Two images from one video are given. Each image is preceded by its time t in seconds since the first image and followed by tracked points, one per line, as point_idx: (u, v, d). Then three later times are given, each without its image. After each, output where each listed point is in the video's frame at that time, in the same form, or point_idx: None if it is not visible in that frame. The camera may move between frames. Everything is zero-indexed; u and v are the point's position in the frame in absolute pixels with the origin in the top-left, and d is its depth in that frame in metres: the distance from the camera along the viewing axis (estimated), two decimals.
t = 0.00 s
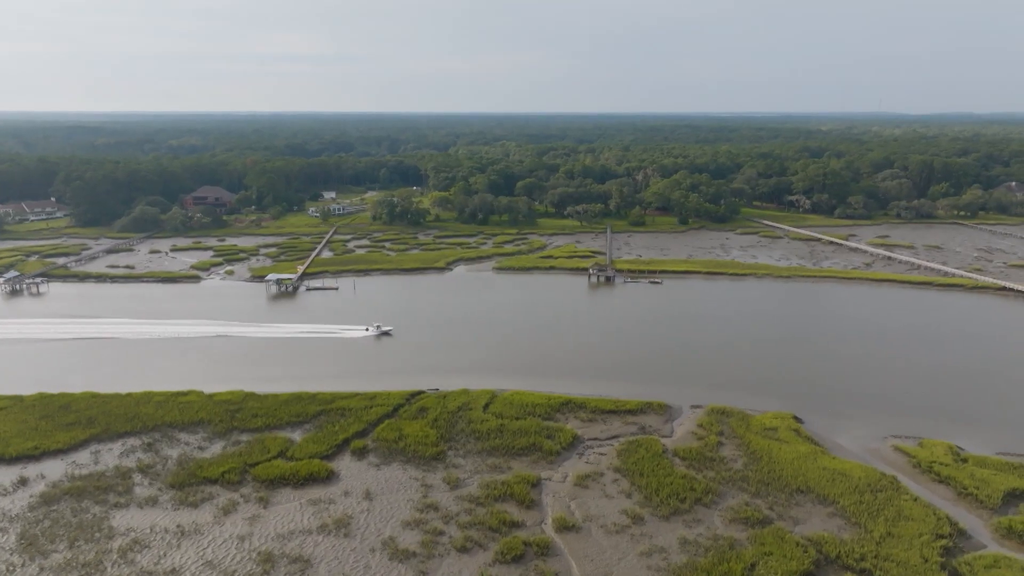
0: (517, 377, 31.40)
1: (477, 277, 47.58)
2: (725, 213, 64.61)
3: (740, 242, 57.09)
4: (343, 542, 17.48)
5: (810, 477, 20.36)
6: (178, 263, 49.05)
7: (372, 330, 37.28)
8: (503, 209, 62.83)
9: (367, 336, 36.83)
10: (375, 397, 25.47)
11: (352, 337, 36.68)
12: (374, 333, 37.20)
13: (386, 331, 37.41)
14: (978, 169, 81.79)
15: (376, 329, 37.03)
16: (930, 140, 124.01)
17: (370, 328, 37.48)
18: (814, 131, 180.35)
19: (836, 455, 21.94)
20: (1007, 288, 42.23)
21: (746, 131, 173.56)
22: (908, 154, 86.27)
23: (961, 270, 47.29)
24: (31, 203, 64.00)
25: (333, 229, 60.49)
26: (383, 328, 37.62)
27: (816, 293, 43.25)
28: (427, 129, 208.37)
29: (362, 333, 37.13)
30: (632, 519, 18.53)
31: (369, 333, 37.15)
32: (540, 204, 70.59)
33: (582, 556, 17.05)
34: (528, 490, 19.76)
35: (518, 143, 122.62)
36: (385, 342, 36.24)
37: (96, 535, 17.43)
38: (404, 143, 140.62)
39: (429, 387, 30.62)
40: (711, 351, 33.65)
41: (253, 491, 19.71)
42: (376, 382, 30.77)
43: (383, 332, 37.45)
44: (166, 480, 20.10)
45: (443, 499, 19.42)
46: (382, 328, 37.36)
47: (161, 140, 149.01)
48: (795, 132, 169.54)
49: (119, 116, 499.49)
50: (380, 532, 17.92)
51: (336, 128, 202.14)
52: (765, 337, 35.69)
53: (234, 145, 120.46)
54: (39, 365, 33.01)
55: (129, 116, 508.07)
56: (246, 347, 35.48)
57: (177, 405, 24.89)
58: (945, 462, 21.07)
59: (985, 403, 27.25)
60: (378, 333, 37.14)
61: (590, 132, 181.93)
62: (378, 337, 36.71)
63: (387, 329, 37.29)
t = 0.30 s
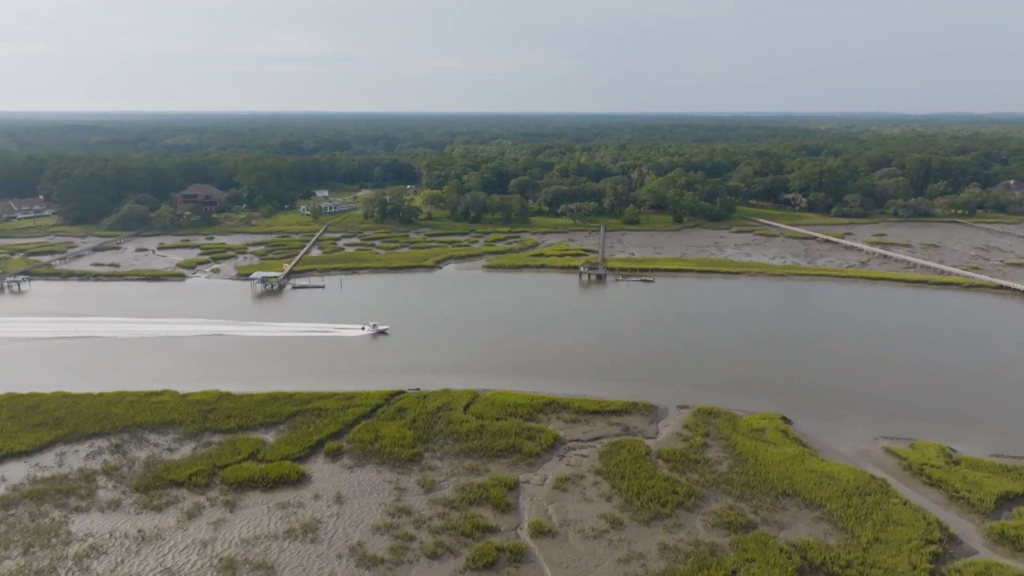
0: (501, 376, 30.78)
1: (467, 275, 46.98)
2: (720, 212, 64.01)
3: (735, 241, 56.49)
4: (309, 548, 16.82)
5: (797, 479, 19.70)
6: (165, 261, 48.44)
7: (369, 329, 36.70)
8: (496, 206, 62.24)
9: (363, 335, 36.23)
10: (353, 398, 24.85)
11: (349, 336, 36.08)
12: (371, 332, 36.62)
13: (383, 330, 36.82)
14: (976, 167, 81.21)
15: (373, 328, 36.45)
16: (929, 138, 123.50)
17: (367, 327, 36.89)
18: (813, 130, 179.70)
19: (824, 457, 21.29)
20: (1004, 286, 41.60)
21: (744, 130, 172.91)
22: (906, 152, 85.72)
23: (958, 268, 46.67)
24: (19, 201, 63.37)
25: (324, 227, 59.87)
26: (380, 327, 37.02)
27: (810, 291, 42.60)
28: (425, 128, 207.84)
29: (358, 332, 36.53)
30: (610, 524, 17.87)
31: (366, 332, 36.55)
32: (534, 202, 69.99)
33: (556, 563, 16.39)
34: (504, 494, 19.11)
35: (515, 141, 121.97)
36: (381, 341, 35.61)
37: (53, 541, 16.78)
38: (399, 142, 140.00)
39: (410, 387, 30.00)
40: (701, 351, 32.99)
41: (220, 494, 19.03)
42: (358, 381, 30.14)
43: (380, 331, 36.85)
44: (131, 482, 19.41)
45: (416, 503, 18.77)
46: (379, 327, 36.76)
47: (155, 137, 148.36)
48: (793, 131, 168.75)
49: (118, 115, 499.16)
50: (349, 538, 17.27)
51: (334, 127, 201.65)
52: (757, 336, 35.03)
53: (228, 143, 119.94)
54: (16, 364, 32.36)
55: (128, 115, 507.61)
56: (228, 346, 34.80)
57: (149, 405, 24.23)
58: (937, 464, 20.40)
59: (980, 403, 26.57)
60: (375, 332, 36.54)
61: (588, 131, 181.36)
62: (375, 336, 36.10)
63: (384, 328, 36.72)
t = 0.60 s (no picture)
0: (484, 376, 30.13)
1: (456, 273, 46.29)
2: (714, 210, 63.29)
3: (729, 239, 55.77)
4: (271, 555, 16.11)
5: (782, 483, 19.01)
6: (149, 259, 47.73)
7: (365, 327, 35.92)
8: (487, 205, 61.52)
9: (359, 335, 35.47)
10: (329, 398, 24.16)
11: (344, 335, 35.32)
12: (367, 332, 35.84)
13: (379, 329, 36.05)
14: (975, 166, 80.44)
15: (368, 327, 35.68)
16: (927, 137, 122.70)
17: (362, 326, 36.11)
18: (812, 129, 178.73)
19: (811, 459, 20.60)
20: (1001, 284, 40.90)
21: (744, 130, 171.97)
22: (904, 151, 84.95)
23: (954, 266, 45.97)
24: (6, 199, 62.65)
25: (313, 225, 59.15)
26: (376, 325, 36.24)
27: (804, 290, 41.89)
28: (423, 127, 207.15)
29: (354, 332, 35.77)
30: (586, 529, 17.18)
31: (362, 331, 35.78)
32: (527, 200, 69.27)
33: (527, 570, 15.70)
34: (478, 497, 18.42)
35: (511, 140, 121.15)
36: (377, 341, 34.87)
37: (3, 547, 16.11)
38: (394, 140, 139.13)
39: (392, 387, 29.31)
40: (691, 351, 32.31)
41: (183, 498, 18.30)
42: (338, 381, 29.45)
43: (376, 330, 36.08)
44: (91, 486, 18.71)
45: (386, 507, 18.07)
46: (375, 326, 35.98)
47: (149, 136, 147.76)
48: (792, 130, 167.74)
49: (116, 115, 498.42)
50: (313, 544, 16.57)
51: (332, 126, 200.93)
52: (747, 335, 34.35)
53: (222, 142, 119.04)
54: None
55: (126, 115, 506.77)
56: (208, 345, 34.09)
57: (118, 405, 23.53)
58: (928, 467, 19.71)
59: (974, 404, 25.84)
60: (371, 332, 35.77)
61: (586, 130, 180.64)
62: (371, 336, 35.34)
63: (380, 328, 35.95)
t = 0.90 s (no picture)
0: (468, 375, 29.51)
1: (445, 271, 45.63)
2: (710, 208, 62.60)
3: (724, 237, 55.11)
4: (231, 562, 15.44)
5: (768, 486, 18.34)
6: (135, 257, 47.07)
7: (360, 327, 35.31)
8: (480, 202, 60.86)
9: (355, 334, 34.85)
10: (307, 398, 23.50)
11: (339, 334, 34.69)
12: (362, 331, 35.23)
13: (376, 328, 35.43)
14: (973, 164, 79.83)
15: (364, 326, 35.07)
16: (926, 135, 121.88)
17: (358, 325, 35.51)
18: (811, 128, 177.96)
19: (798, 461, 19.92)
20: (998, 283, 40.24)
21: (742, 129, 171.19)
22: (902, 149, 84.32)
23: (951, 265, 45.30)
24: None
25: (303, 223, 58.51)
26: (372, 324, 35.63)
27: (798, 288, 41.22)
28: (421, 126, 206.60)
29: (350, 331, 35.16)
30: (562, 534, 16.51)
31: (358, 330, 35.17)
32: (521, 198, 68.62)
33: None
34: (451, 501, 17.76)
35: (507, 138, 120.55)
36: (373, 340, 34.24)
37: None
38: (391, 140, 138.41)
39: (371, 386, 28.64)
40: (680, 350, 31.70)
41: (145, 502, 17.62)
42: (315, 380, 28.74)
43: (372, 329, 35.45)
44: (50, 489, 18.03)
45: (355, 511, 17.41)
46: (371, 325, 35.37)
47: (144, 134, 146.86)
48: (790, 129, 166.99)
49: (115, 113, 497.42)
50: (276, 550, 15.91)
51: (330, 126, 200.17)
52: (738, 334, 33.72)
53: (216, 140, 118.34)
54: None
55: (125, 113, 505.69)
56: (188, 344, 33.41)
57: (87, 405, 22.85)
58: (918, 469, 19.05)
59: (969, 404, 25.15)
60: (367, 331, 35.16)
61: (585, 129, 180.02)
62: (366, 335, 34.72)
63: (377, 326, 35.35)
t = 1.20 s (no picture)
0: (452, 375, 28.83)
1: (435, 269, 44.92)
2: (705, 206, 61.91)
3: (719, 235, 54.39)
4: (187, 570, 14.73)
5: (752, 490, 17.63)
6: (120, 255, 46.37)
7: (356, 325, 34.63)
8: (473, 200, 60.16)
9: (352, 333, 34.20)
10: (281, 398, 22.79)
11: (334, 333, 34.03)
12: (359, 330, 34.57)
13: (371, 327, 34.75)
14: (972, 162, 79.03)
15: (360, 325, 34.38)
16: (926, 134, 121.04)
17: (354, 324, 34.84)
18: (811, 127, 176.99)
19: (785, 464, 19.21)
20: (996, 281, 39.50)
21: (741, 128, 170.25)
22: (900, 147, 83.60)
23: (948, 263, 44.58)
24: None
25: (294, 221, 57.83)
26: (368, 323, 34.94)
27: (792, 287, 40.50)
28: (420, 126, 206.01)
29: (346, 330, 34.51)
30: (535, 541, 15.82)
31: (354, 329, 34.51)
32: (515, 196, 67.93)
33: None
34: (422, 505, 17.06)
35: (504, 137, 119.76)
36: (370, 339, 33.57)
37: None
38: (389, 138, 137.63)
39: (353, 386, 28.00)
40: (669, 350, 30.99)
41: (103, 506, 16.92)
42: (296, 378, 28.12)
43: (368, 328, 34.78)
44: (6, 494, 17.33)
45: (322, 516, 16.71)
46: (367, 324, 34.68)
47: (141, 133, 146.29)
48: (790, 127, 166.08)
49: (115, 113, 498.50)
50: (235, 557, 15.21)
51: (328, 124, 199.56)
52: (729, 334, 33.00)
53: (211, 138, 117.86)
54: None
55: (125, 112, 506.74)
56: (169, 343, 32.70)
57: (54, 405, 22.17)
58: (909, 473, 18.34)
59: (964, 405, 24.42)
60: (364, 330, 34.50)
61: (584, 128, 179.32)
62: (363, 334, 34.06)
63: (373, 325, 34.66)
